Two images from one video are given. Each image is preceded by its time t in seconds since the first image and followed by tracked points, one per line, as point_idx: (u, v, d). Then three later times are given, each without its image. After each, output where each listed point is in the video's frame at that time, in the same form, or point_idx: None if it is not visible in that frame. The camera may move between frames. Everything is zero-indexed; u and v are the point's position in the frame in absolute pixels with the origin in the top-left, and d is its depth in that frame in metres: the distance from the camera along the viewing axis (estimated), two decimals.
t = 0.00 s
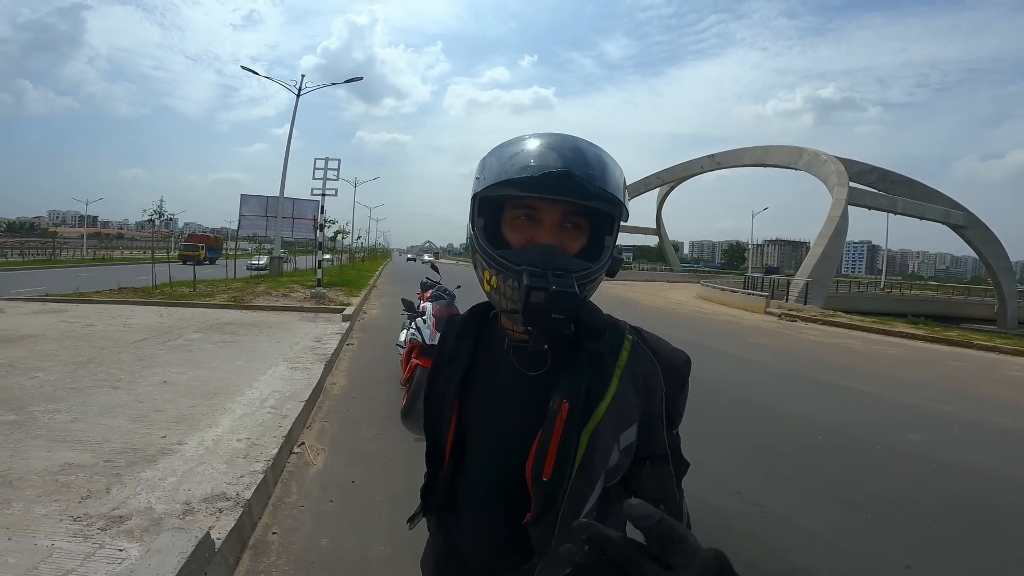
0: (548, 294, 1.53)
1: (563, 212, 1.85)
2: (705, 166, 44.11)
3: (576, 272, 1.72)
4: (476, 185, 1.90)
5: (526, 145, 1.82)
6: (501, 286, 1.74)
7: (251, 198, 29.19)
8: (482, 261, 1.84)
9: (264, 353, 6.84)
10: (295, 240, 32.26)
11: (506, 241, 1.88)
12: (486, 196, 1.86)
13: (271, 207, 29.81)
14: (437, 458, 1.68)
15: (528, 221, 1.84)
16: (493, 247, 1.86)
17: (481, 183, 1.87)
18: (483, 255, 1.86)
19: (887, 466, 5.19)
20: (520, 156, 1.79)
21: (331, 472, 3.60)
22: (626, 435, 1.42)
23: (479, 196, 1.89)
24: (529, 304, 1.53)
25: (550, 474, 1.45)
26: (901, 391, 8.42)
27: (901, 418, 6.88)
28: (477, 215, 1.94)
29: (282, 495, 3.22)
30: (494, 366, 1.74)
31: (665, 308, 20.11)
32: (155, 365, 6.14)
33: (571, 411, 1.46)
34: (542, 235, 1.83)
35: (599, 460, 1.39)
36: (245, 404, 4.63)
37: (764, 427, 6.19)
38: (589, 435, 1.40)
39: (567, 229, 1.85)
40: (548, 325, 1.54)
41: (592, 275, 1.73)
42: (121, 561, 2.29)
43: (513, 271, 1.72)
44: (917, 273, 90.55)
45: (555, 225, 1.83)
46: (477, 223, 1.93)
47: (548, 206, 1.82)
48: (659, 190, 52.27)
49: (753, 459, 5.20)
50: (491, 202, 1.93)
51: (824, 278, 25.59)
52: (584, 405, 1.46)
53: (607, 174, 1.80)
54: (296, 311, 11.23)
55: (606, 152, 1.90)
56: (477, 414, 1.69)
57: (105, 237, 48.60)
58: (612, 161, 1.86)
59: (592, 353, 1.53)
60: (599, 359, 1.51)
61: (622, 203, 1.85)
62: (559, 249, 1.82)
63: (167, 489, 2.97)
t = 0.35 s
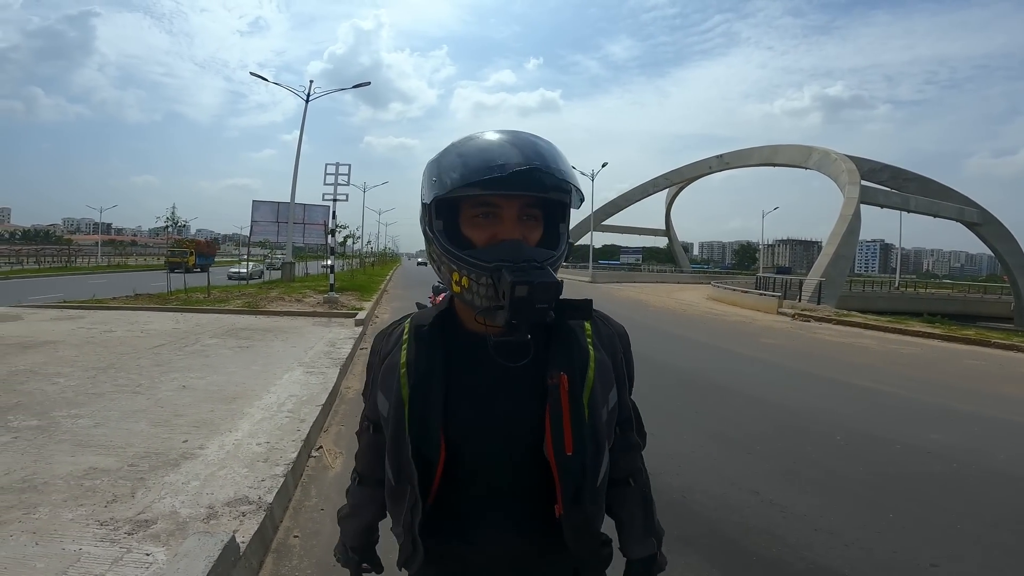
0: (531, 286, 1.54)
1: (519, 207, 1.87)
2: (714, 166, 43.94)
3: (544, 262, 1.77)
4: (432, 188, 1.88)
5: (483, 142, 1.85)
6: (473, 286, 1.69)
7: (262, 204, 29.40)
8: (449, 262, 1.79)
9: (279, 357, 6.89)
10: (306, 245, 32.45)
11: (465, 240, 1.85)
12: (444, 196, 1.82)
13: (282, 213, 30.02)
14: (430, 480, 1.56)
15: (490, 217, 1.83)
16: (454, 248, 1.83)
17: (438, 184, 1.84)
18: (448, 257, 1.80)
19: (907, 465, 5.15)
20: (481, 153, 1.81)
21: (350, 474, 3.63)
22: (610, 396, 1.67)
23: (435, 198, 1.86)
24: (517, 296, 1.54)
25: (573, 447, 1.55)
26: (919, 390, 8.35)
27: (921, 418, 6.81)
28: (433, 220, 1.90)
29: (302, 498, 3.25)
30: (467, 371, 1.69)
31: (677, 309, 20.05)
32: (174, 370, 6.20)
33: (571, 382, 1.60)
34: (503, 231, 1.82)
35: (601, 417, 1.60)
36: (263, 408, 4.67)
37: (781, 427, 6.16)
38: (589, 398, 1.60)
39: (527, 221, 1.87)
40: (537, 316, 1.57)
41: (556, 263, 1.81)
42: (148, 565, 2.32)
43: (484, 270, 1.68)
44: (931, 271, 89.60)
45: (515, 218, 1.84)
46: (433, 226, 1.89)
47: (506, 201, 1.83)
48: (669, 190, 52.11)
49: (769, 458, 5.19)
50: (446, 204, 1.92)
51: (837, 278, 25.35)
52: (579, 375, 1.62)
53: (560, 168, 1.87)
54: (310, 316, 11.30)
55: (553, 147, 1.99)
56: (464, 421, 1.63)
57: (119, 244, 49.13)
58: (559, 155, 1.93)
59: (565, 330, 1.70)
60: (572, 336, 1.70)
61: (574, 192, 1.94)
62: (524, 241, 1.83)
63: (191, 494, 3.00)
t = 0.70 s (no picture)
0: (512, 294, 1.53)
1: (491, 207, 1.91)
2: (725, 164, 43.67)
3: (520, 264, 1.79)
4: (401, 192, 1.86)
5: (455, 141, 1.88)
6: (448, 294, 1.66)
7: (275, 206, 29.58)
8: (423, 269, 1.76)
9: (293, 360, 6.93)
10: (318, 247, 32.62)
11: (437, 245, 1.87)
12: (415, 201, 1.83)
13: (294, 215, 30.20)
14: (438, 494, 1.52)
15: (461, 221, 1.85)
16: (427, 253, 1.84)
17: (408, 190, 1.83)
18: (421, 265, 1.79)
19: (927, 466, 5.07)
20: (450, 154, 1.82)
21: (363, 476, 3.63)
22: (587, 381, 1.76)
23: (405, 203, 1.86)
24: (496, 305, 1.52)
25: (570, 439, 1.61)
26: (937, 389, 8.24)
27: (940, 417, 6.72)
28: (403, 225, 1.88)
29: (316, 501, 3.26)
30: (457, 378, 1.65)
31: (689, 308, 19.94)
32: (189, 373, 6.25)
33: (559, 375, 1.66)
34: (476, 234, 1.85)
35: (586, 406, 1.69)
36: (277, 411, 4.69)
37: (797, 428, 6.10)
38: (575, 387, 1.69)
39: (498, 222, 1.91)
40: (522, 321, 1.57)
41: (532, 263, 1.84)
42: (164, 570, 2.33)
43: (458, 277, 1.66)
44: (948, 268, 88.42)
45: (487, 221, 1.87)
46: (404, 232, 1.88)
47: (477, 203, 1.86)
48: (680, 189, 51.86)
49: (785, 459, 5.14)
50: (414, 208, 1.92)
51: (852, 275, 25.07)
52: (564, 366, 1.69)
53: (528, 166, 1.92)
54: (322, 317, 11.35)
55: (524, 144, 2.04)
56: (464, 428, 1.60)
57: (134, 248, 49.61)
58: (529, 150, 1.99)
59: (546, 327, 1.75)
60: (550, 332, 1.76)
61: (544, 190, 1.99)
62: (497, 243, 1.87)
63: (206, 497, 3.01)
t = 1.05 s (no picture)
0: (516, 294, 1.54)
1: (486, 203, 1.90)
2: (733, 160, 43.42)
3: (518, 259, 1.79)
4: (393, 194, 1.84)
5: (448, 136, 1.87)
6: (450, 294, 1.68)
7: (282, 209, 29.75)
8: (422, 272, 1.76)
9: (298, 361, 6.96)
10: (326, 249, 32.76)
11: (433, 244, 1.86)
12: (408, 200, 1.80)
13: (301, 217, 30.35)
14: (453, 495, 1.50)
15: (456, 221, 1.84)
16: (424, 256, 1.82)
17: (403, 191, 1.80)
18: (421, 268, 1.77)
19: (940, 464, 5.00)
20: (445, 152, 1.81)
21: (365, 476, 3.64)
22: (578, 366, 1.80)
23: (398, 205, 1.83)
24: (501, 306, 1.53)
25: (576, 427, 1.65)
26: (950, 385, 8.15)
27: (952, 414, 6.65)
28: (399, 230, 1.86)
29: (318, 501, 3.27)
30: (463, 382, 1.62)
31: (698, 305, 19.85)
32: (196, 374, 6.29)
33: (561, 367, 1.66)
34: (471, 232, 1.83)
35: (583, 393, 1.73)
36: (281, 412, 4.71)
37: (807, 426, 6.05)
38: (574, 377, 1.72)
39: (494, 217, 1.90)
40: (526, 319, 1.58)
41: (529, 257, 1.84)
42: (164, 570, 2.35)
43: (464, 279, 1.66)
44: (961, 262, 87.55)
45: (483, 216, 1.86)
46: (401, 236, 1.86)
47: (471, 200, 1.84)
48: (688, 185, 51.64)
49: (795, 457, 5.09)
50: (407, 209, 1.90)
51: (862, 270, 24.75)
52: (563, 357, 1.71)
53: (521, 161, 1.91)
54: (329, 319, 11.41)
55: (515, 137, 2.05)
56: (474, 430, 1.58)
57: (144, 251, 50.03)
58: (522, 143, 1.99)
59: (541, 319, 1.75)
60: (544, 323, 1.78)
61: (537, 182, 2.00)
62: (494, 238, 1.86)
63: (208, 497, 3.03)
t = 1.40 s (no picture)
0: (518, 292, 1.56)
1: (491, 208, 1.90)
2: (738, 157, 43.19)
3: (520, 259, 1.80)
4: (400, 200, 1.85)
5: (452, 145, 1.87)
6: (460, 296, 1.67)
7: (287, 211, 29.89)
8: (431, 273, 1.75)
9: (301, 362, 7.00)
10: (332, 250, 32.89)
11: (441, 248, 1.87)
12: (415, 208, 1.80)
13: (306, 219, 30.50)
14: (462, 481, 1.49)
15: (461, 225, 1.85)
16: (433, 260, 1.82)
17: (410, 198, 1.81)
18: (429, 270, 1.78)
19: (946, 464, 4.96)
20: (452, 160, 1.80)
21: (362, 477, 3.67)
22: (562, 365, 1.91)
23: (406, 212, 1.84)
24: (503, 304, 1.56)
25: (567, 418, 1.74)
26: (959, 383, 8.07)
27: (960, 412, 6.59)
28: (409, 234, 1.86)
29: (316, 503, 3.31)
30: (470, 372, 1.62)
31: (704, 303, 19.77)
32: (200, 376, 6.35)
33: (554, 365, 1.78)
34: (477, 236, 1.84)
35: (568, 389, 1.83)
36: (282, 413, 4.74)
37: (811, 426, 6.03)
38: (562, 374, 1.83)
39: (498, 222, 1.91)
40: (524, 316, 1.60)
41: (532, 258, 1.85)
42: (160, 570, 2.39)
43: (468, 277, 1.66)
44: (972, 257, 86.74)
45: (488, 221, 1.87)
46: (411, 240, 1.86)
47: (476, 205, 1.85)
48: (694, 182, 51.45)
49: (797, 457, 5.07)
50: (416, 216, 1.90)
51: (868, 266, 24.41)
52: (555, 355, 1.81)
53: (524, 168, 1.92)
54: (333, 320, 11.47)
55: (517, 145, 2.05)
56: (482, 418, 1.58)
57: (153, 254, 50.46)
58: (524, 150, 1.99)
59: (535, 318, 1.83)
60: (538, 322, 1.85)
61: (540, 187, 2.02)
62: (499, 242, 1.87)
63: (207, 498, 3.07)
